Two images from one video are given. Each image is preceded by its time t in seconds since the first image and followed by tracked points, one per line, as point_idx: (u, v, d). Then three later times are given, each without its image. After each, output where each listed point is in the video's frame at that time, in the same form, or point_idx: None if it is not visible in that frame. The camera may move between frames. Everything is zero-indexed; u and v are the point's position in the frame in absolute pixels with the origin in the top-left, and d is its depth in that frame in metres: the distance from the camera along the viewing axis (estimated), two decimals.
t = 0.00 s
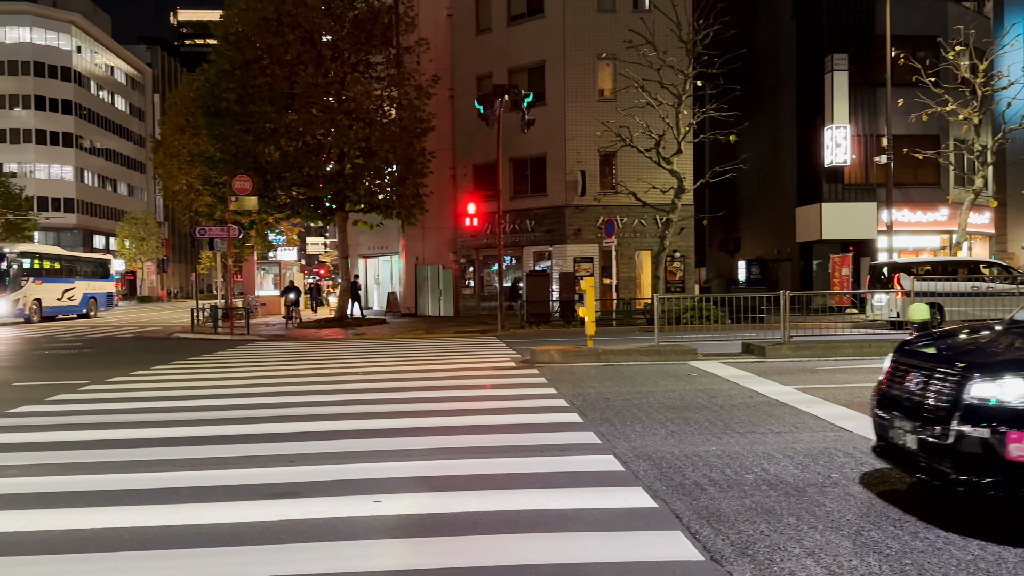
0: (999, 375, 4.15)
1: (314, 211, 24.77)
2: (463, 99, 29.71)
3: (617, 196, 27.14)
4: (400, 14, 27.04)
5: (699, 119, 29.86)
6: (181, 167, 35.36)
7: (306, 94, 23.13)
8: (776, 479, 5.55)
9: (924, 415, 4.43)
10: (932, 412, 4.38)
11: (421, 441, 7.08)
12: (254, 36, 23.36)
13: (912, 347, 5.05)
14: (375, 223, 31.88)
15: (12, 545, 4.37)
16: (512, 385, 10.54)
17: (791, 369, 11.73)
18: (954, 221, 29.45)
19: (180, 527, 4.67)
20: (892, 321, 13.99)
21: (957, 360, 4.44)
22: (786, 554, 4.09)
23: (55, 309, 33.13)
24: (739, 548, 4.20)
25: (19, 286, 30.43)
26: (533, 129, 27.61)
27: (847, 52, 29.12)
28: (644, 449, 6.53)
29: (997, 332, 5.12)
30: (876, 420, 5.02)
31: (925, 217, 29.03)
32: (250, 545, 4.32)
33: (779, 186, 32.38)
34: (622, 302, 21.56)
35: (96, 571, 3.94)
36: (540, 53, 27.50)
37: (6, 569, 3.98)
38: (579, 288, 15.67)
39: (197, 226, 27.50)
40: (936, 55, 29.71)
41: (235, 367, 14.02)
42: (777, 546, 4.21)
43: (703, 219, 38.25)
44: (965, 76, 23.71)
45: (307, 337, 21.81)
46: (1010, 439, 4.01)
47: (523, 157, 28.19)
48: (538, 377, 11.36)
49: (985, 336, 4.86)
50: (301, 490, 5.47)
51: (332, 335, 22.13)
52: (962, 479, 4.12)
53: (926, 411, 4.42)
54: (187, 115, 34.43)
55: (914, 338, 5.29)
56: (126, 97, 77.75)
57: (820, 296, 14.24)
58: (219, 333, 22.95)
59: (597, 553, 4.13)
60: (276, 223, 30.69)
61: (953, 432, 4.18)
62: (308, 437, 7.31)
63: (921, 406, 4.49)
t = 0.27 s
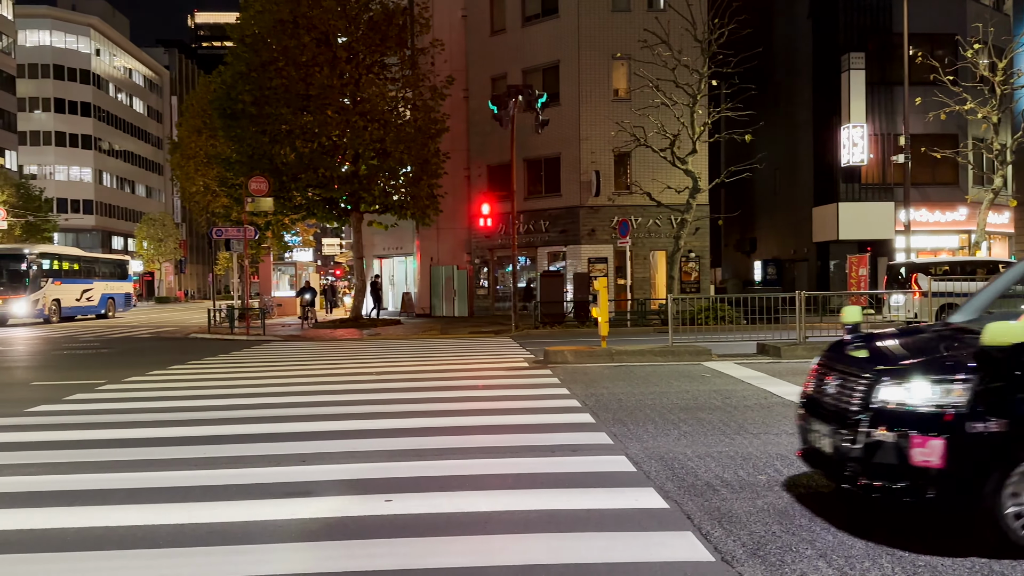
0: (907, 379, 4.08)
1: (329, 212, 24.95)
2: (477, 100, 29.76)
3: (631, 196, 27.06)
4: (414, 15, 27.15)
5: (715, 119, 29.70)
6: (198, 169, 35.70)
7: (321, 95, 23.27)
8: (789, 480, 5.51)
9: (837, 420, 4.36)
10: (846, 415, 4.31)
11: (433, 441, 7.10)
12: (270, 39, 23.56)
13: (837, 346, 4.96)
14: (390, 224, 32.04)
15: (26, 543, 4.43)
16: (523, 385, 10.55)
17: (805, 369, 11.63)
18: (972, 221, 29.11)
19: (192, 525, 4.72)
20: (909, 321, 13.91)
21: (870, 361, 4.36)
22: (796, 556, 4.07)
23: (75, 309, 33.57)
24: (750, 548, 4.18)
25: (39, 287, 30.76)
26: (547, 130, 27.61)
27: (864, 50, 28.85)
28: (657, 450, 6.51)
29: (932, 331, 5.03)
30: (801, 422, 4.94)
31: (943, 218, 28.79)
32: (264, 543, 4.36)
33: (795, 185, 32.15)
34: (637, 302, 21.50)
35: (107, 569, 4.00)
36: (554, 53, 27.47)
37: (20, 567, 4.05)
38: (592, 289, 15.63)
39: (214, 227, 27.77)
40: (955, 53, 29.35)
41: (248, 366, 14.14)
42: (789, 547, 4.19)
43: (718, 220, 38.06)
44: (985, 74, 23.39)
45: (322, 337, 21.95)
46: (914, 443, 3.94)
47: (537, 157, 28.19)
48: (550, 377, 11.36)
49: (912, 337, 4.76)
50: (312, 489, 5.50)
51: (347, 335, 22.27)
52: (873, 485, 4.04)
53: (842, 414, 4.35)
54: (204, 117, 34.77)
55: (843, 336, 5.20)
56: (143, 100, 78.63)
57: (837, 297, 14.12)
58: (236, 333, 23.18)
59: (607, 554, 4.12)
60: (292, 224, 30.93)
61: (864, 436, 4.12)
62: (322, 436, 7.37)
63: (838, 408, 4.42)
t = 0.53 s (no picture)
0: (780, 385, 4.20)
1: (340, 212, 25.06)
2: (487, 101, 29.78)
3: (641, 196, 26.98)
4: (424, 17, 27.25)
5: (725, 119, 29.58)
6: (210, 170, 35.96)
7: (332, 97, 23.38)
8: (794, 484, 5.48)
9: (721, 423, 4.52)
10: (729, 423, 4.42)
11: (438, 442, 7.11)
12: (281, 41, 23.70)
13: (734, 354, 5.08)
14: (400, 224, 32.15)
15: (34, 543, 4.49)
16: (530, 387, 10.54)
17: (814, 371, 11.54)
18: (986, 221, 28.87)
19: (197, 526, 4.76)
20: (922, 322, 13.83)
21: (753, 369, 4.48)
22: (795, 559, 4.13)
23: (88, 310, 33.87)
24: (752, 553, 4.18)
25: (53, 288, 31.01)
26: (556, 130, 27.59)
27: (876, 50, 28.65)
28: (662, 452, 6.48)
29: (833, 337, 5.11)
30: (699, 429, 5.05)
31: (956, 218, 28.54)
32: (266, 545, 4.39)
33: (807, 185, 31.95)
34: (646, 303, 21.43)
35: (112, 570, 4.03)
36: (564, 54, 27.46)
37: (27, 567, 4.10)
38: (600, 290, 15.61)
39: (225, 228, 27.97)
40: (968, 52, 29.08)
41: (257, 367, 14.24)
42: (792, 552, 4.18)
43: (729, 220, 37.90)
44: (998, 73, 23.15)
45: (333, 338, 22.02)
46: (781, 449, 4.04)
47: (547, 158, 28.19)
48: (557, 379, 11.34)
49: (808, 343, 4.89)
50: (317, 490, 5.53)
51: (357, 335, 22.36)
52: (747, 491, 4.13)
53: (726, 421, 4.46)
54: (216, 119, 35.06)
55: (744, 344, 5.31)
56: (157, 101, 79.30)
57: (849, 298, 14.07)
58: (247, 334, 23.34)
59: (611, 556, 4.14)
60: (303, 225, 31.09)
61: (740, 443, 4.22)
62: (328, 437, 7.41)
63: (723, 415, 4.53)
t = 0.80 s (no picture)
0: (628, 387, 4.18)
1: (349, 213, 25.13)
2: (495, 101, 29.79)
3: (649, 197, 26.91)
4: (432, 18, 27.29)
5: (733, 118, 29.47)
6: (219, 171, 36.16)
7: (340, 98, 23.47)
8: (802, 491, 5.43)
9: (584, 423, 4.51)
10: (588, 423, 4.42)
11: (443, 442, 7.12)
12: (290, 42, 23.80)
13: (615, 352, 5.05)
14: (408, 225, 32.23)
15: (41, 543, 4.54)
16: (535, 387, 10.53)
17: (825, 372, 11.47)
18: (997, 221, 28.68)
19: (202, 526, 4.80)
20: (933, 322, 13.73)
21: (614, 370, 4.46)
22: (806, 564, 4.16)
23: (98, 310, 34.09)
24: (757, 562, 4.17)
25: (64, 288, 31.22)
26: (564, 131, 27.59)
27: (886, 50, 28.49)
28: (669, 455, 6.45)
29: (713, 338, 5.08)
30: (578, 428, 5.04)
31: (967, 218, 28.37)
32: (269, 545, 4.42)
33: (817, 185, 31.79)
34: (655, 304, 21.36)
35: (118, 570, 4.07)
36: (572, 54, 27.43)
37: (34, 566, 4.14)
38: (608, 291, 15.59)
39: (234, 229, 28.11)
40: (980, 51, 28.88)
41: (265, 367, 14.31)
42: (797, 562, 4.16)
43: (738, 220, 37.75)
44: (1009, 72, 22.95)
45: (341, 338, 22.06)
46: (625, 452, 4.03)
47: (555, 158, 28.19)
48: (564, 380, 11.32)
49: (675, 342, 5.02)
50: (321, 491, 5.56)
51: (366, 336, 22.41)
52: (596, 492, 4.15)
53: (587, 422, 4.46)
54: (226, 120, 35.26)
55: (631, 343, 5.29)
56: (167, 103, 79.81)
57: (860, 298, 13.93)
58: (256, 334, 23.45)
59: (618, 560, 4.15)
60: (312, 225, 31.22)
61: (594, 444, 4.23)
62: (334, 437, 7.43)
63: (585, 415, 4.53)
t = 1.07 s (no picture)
0: (458, 386, 4.20)
1: (356, 213, 25.12)
2: (503, 101, 29.78)
3: (657, 196, 26.85)
4: (440, 18, 27.31)
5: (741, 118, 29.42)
6: (228, 171, 36.37)
7: (348, 98, 23.58)
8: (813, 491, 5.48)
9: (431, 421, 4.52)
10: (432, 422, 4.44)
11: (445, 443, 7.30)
12: (298, 43, 23.88)
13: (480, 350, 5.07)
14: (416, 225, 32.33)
15: (60, 540, 4.78)
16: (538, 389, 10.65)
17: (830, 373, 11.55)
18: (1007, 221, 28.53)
19: (212, 525, 5.03)
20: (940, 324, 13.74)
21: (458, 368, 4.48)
22: (805, 561, 4.27)
23: (108, 309, 34.33)
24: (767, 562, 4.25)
25: (74, 288, 31.41)
26: (571, 130, 27.59)
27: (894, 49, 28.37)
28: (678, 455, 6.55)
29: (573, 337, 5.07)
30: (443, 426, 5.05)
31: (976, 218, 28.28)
32: (278, 542, 4.67)
33: (825, 185, 31.67)
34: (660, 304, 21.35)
35: (132, 566, 4.30)
36: (580, 54, 27.40)
37: (51, 562, 4.37)
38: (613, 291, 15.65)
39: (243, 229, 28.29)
40: (990, 50, 28.67)
41: (272, 367, 14.51)
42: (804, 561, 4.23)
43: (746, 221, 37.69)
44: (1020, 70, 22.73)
45: (348, 338, 22.16)
46: (450, 450, 4.07)
47: (562, 158, 28.18)
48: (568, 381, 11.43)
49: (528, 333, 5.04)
50: (327, 491, 5.78)
51: (373, 336, 22.52)
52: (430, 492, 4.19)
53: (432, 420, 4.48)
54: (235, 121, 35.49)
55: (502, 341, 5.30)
56: (176, 103, 80.23)
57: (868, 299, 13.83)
58: (264, 334, 23.63)
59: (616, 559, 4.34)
60: (320, 225, 31.36)
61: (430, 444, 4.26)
62: (341, 437, 7.67)
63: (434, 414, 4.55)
